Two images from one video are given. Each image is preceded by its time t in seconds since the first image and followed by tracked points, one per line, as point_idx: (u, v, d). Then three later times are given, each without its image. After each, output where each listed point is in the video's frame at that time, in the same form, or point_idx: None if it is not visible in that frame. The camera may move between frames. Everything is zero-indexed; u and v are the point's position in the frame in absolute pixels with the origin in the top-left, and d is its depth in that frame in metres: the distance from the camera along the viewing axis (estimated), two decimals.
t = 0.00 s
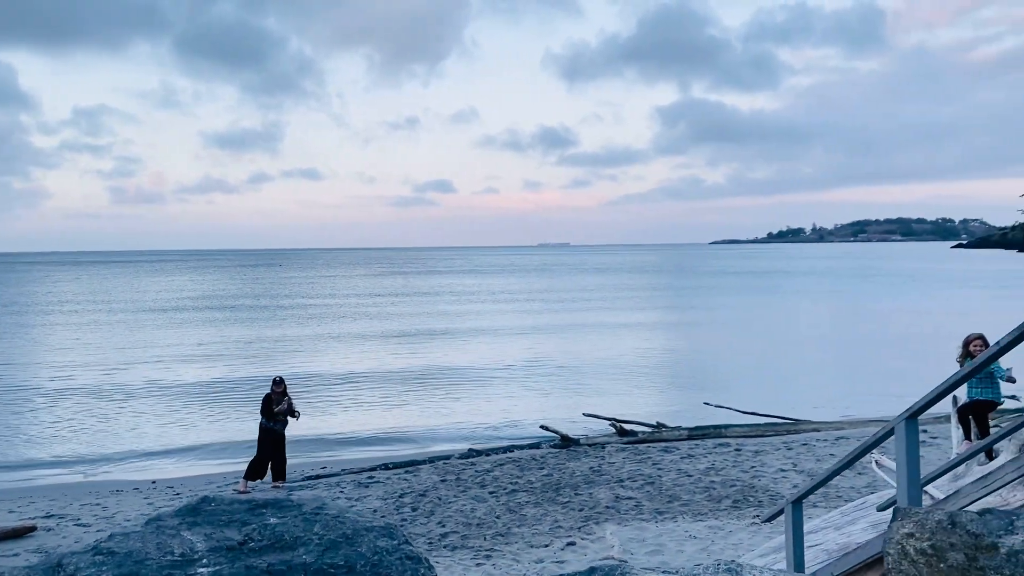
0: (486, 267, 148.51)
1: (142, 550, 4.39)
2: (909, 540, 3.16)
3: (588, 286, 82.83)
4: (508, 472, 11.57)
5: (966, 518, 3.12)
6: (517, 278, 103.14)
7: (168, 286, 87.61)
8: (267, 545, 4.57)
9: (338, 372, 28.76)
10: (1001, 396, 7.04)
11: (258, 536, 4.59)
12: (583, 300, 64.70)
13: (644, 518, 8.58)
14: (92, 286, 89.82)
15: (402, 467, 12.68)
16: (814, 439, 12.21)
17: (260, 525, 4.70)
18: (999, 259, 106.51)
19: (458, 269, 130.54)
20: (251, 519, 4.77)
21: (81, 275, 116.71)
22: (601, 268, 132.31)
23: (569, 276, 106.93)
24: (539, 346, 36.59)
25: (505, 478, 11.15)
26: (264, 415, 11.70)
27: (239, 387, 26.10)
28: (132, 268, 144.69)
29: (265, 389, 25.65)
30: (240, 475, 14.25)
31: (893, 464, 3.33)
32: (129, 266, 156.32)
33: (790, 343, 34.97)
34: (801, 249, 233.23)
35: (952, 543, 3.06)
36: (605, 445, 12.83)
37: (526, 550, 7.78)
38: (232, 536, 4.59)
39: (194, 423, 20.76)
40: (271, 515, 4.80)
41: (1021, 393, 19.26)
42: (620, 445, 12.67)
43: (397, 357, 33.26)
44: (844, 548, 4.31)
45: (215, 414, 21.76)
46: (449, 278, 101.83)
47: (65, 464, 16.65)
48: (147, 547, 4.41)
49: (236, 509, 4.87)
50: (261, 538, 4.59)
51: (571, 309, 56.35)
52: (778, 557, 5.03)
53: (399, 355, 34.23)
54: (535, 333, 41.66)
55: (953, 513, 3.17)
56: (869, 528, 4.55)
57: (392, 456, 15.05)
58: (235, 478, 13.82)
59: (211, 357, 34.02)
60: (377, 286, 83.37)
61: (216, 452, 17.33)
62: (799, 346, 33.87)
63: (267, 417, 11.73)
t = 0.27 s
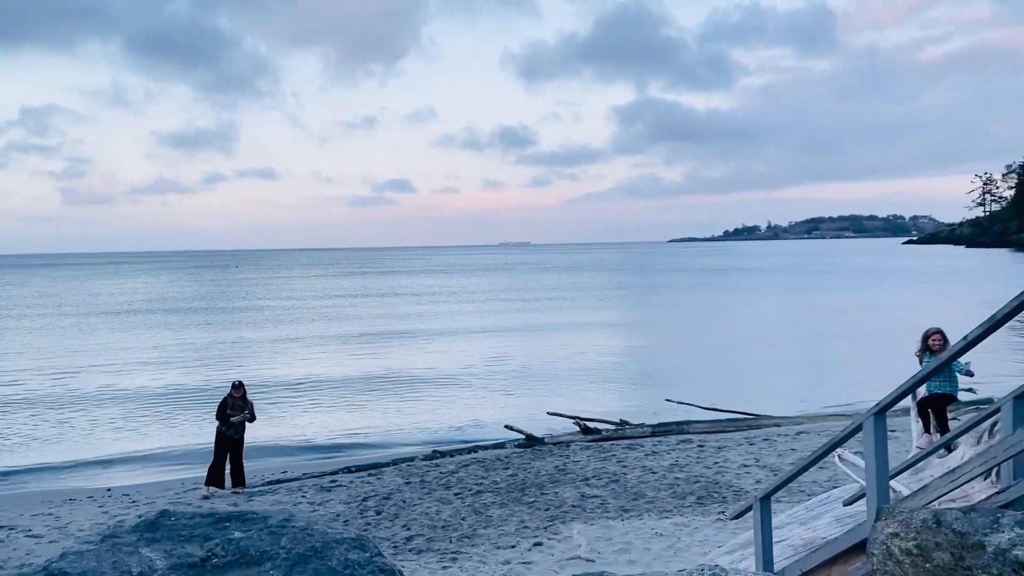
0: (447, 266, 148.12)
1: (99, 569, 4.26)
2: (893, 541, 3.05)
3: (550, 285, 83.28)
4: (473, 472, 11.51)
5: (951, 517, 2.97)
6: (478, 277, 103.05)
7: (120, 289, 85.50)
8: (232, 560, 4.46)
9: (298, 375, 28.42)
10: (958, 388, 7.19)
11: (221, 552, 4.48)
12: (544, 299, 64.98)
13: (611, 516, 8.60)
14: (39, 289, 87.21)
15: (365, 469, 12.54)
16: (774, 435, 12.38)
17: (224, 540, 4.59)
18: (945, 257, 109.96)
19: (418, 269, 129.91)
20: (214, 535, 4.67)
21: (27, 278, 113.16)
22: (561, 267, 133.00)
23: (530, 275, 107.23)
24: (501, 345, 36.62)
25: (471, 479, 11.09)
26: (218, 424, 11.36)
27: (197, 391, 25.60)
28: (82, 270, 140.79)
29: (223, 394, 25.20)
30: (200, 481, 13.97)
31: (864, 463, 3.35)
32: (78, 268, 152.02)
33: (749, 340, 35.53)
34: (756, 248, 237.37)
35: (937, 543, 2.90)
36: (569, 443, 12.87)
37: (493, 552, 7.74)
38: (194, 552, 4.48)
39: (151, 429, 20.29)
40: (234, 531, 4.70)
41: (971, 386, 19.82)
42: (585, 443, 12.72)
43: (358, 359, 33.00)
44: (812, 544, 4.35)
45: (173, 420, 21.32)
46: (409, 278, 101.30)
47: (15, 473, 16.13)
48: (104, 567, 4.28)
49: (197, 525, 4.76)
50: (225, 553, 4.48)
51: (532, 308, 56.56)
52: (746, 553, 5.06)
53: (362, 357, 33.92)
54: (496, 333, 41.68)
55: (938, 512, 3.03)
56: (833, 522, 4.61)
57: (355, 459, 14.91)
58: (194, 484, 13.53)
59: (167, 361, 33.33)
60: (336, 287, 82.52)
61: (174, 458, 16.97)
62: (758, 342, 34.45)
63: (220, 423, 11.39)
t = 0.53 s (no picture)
0: (410, 267, 146.99)
1: None
2: (878, 541, 3.23)
3: (514, 285, 83.15)
4: (438, 475, 11.40)
5: (934, 516, 3.15)
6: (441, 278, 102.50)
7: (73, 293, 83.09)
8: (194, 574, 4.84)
9: (259, 380, 27.89)
10: (919, 384, 7.36)
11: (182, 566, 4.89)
12: (508, 299, 64.81)
13: (578, 516, 8.58)
14: None
15: (328, 474, 12.35)
16: (737, 431, 12.52)
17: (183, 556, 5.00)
18: (899, 255, 112.38)
19: (381, 270, 128.64)
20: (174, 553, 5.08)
21: None
22: (524, 266, 132.95)
23: (493, 275, 106.89)
24: (465, 346, 36.41)
25: (435, 482, 10.98)
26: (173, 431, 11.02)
27: (153, 398, 24.98)
28: (32, 274, 136.55)
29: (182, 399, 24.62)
30: (159, 489, 13.61)
31: (834, 460, 3.36)
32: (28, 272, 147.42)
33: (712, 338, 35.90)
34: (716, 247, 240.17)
35: (921, 541, 3.08)
36: (535, 444, 12.83)
37: (459, 555, 7.66)
38: (157, 566, 4.89)
39: (106, 437, 19.73)
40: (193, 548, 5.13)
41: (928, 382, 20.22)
42: (551, 443, 12.69)
43: (321, 362, 32.53)
44: (778, 540, 4.39)
45: (129, 427, 20.76)
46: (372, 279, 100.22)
47: None
48: None
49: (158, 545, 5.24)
50: (186, 568, 4.88)
51: (496, 308, 56.38)
52: (713, 551, 5.10)
53: (324, 360, 33.42)
54: (460, 335, 41.42)
55: (921, 512, 3.21)
56: (800, 517, 4.66)
57: (319, 464, 14.66)
58: (152, 492, 13.18)
59: (122, 366, 32.43)
60: (297, 289, 81.26)
61: (130, 466, 16.51)
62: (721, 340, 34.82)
63: (175, 432, 11.03)
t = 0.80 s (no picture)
0: (372, 270, 145.86)
1: None
2: (856, 541, 3.19)
3: (477, 287, 83.10)
4: (402, 480, 11.29)
5: (913, 515, 3.11)
6: (404, 280, 101.98)
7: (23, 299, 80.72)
8: None
9: (218, 386, 27.38)
10: (879, 380, 7.55)
11: None
12: (471, 301, 64.67)
13: (544, 519, 8.58)
14: None
15: (290, 480, 12.16)
16: (700, 430, 12.66)
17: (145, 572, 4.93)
18: (853, 254, 114.94)
19: (342, 273, 127.42)
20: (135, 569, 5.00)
21: None
22: (487, 268, 132.88)
23: (456, 277, 106.65)
24: (428, 350, 36.21)
25: (400, 487, 10.87)
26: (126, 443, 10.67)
27: (108, 406, 24.35)
28: None
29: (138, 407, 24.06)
30: (115, 499, 13.26)
31: (800, 458, 3.39)
32: None
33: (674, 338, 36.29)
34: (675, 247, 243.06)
35: (901, 541, 3.04)
36: (500, 446, 12.79)
37: (426, 560, 7.58)
38: None
39: (59, 447, 19.17)
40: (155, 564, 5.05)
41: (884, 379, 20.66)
42: (516, 446, 12.67)
43: (282, 368, 32.04)
44: (743, 539, 4.44)
45: (83, 436, 20.21)
46: (333, 282, 99.25)
47: None
48: None
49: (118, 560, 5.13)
50: None
51: (459, 311, 56.23)
52: (679, 551, 5.14)
53: (285, 366, 32.97)
54: (423, 338, 41.20)
55: (899, 511, 3.18)
56: (765, 515, 4.72)
57: (281, 470, 14.43)
58: (108, 503, 12.84)
59: (75, 375, 31.58)
60: (257, 293, 80.07)
61: (85, 477, 16.06)
62: (683, 340, 35.22)
63: (129, 444, 10.66)
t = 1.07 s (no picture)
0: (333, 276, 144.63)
1: None
2: (837, 544, 2.82)
3: (441, 292, 83.13)
4: (367, 487, 11.15)
5: (896, 515, 2.74)
6: (367, 286, 101.41)
7: None
8: None
9: (178, 395, 26.88)
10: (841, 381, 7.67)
11: None
12: (434, 306, 64.53)
13: (511, 524, 8.55)
14: None
15: (252, 489, 11.94)
16: (666, 432, 12.75)
17: None
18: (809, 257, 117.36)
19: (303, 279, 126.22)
20: None
21: None
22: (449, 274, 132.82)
23: (419, 282, 106.37)
24: (392, 356, 36.00)
25: (365, 494, 10.73)
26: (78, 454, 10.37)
27: (63, 417, 23.74)
28: None
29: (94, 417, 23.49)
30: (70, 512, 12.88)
31: (769, 459, 3.43)
32: None
33: (637, 341, 36.61)
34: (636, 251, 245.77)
35: (884, 544, 2.67)
36: (466, 452, 12.72)
37: (392, 568, 7.50)
38: None
39: (11, 460, 18.60)
40: None
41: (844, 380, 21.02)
42: (481, 451, 12.61)
43: (243, 376, 31.58)
44: (712, 541, 4.47)
45: (37, 448, 19.67)
46: (294, 288, 98.28)
47: None
48: None
49: None
50: None
51: (423, 317, 56.08)
52: (650, 554, 5.15)
53: (247, 374, 32.49)
54: (386, 344, 40.97)
55: (883, 511, 2.80)
56: (732, 517, 4.75)
57: (242, 479, 14.15)
58: (62, 515, 12.47)
59: (27, 385, 30.74)
60: (217, 300, 78.89)
61: (38, 490, 15.60)
62: (646, 343, 35.50)
63: (81, 456, 10.37)
